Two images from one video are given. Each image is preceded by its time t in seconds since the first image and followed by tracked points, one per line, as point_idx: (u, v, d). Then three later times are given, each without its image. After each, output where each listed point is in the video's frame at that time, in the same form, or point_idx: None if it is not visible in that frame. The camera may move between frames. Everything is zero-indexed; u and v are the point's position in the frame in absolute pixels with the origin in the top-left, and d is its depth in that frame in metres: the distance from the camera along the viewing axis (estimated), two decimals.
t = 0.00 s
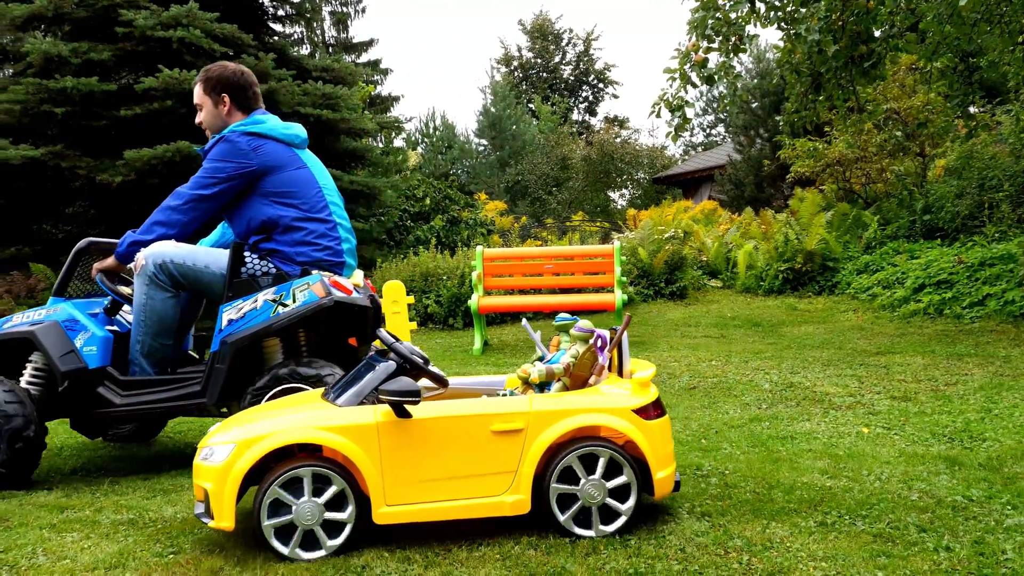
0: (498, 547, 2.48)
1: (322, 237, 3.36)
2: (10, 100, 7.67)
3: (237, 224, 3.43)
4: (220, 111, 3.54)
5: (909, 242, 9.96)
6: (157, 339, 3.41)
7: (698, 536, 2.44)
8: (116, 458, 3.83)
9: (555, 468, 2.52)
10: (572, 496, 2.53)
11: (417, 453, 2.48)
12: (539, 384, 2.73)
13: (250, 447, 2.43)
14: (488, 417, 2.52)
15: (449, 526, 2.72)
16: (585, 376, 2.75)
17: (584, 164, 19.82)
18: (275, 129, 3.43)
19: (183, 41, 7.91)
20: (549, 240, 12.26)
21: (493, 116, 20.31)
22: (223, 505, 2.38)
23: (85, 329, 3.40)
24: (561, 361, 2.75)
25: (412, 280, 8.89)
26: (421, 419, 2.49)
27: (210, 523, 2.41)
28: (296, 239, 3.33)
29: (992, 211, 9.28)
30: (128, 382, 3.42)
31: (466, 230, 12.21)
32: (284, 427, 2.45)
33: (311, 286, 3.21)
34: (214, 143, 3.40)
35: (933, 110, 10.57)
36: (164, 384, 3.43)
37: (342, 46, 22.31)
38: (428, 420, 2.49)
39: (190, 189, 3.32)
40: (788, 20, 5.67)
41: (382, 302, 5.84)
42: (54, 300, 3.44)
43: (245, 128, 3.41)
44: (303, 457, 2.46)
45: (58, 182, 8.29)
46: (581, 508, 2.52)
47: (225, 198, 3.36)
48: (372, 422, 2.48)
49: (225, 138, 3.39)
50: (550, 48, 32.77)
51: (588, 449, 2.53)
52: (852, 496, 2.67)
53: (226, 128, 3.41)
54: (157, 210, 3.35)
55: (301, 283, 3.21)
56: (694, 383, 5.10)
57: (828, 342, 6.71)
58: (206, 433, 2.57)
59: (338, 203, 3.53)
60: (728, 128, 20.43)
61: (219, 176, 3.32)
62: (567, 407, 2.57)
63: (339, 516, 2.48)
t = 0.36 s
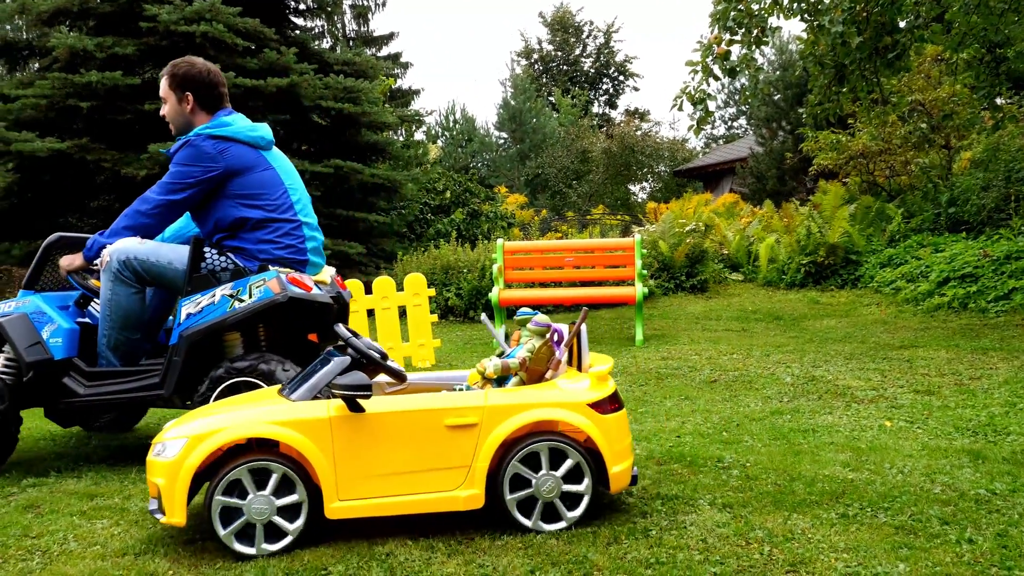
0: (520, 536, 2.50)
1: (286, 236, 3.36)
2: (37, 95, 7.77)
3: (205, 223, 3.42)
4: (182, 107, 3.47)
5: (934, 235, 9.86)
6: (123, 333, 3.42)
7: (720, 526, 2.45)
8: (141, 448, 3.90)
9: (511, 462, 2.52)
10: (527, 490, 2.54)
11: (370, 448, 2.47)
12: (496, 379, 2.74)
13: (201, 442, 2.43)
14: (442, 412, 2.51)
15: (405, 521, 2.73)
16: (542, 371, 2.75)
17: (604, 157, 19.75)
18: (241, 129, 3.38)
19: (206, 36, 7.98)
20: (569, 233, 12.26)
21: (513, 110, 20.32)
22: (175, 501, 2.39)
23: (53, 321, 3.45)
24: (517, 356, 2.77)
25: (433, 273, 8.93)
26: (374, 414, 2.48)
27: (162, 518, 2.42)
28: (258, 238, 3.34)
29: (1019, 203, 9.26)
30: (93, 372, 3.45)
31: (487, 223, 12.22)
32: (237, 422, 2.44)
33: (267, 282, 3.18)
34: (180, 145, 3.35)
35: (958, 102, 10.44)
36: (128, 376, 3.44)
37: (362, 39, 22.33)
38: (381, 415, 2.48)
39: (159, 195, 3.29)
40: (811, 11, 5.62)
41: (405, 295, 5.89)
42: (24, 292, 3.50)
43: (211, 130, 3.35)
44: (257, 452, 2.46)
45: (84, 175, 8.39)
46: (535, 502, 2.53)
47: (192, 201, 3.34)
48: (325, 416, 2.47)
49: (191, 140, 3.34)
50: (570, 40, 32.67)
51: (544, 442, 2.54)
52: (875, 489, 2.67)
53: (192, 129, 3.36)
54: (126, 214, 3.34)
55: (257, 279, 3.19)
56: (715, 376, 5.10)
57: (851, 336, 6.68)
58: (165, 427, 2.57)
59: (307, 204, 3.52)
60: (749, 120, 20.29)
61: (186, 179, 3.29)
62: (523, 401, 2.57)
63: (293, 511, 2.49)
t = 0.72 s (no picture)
0: (523, 530, 2.53)
1: (227, 237, 3.38)
2: (39, 90, 7.77)
3: (148, 221, 3.44)
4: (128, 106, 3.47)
5: (936, 231, 9.85)
6: (63, 331, 3.46)
7: (720, 520, 2.47)
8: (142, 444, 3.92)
9: (432, 466, 2.53)
10: (448, 494, 2.55)
11: (288, 452, 2.47)
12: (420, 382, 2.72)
13: (112, 447, 2.40)
14: (364, 415, 2.52)
15: (328, 526, 2.72)
16: (467, 373, 2.75)
17: (606, 152, 19.71)
18: (185, 130, 3.39)
19: (209, 31, 7.99)
20: (572, 229, 12.25)
21: (516, 106, 20.32)
22: (84, 509, 2.38)
23: None
24: (441, 358, 2.74)
25: (435, 269, 8.95)
26: (291, 418, 2.48)
27: (74, 525, 2.41)
28: (200, 238, 3.36)
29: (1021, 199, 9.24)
30: (32, 370, 3.45)
31: (489, 219, 12.22)
32: (151, 426, 2.42)
33: (206, 282, 3.21)
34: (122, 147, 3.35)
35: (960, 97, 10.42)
36: (70, 374, 3.47)
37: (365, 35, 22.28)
38: (300, 419, 2.48)
39: (103, 196, 3.30)
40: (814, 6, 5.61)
41: (409, 290, 5.89)
42: None
43: (155, 130, 3.36)
44: (171, 457, 2.44)
45: (87, 171, 8.39)
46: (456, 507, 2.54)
47: (136, 202, 3.35)
48: (241, 421, 2.46)
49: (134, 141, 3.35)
50: (573, 36, 32.62)
51: (467, 446, 2.55)
52: (876, 484, 2.68)
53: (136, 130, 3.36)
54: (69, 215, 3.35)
55: (196, 280, 3.22)
56: (717, 372, 5.11)
57: (853, 332, 6.67)
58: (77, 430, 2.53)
59: (252, 206, 3.53)
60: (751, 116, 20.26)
61: (128, 181, 3.29)
62: (446, 406, 2.58)
63: (207, 518, 2.47)
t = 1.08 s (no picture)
0: (515, 524, 2.54)
1: (156, 239, 3.29)
2: (33, 87, 7.74)
3: (77, 221, 3.32)
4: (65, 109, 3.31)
5: (930, 228, 9.89)
6: None
7: (711, 514, 2.49)
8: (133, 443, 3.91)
9: (344, 467, 2.51)
10: (361, 495, 2.53)
11: (192, 459, 2.41)
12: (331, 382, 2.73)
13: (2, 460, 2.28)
14: (271, 418, 2.48)
15: (237, 534, 2.68)
16: (378, 373, 2.76)
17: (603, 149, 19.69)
18: (118, 130, 3.28)
19: (204, 28, 7.97)
20: (568, 226, 12.26)
21: (513, 102, 20.31)
22: None
23: None
24: (353, 358, 2.76)
25: (430, 266, 8.96)
26: (195, 423, 2.42)
27: None
28: (127, 240, 3.27)
29: (1014, 195, 9.27)
30: None
31: (485, 216, 12.22)
32: (46, 435, 2.31)
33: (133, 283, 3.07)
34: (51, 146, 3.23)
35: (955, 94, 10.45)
36: None
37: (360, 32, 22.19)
38: (204, 424, 2.42)
39: (31, 196, 3.18)
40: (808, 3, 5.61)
41: (403, 287, 5.89)
42: None
43: (86, 130, 3.24)
44: (68, 468, 2.34)
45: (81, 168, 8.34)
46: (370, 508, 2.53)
47: (64, 202, 3.23)
48: (142, 428, 2.38)
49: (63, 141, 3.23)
50: (570, 33, 32.63)
51: (379, 446, 2.53)
52: (868, 478, 2.70)
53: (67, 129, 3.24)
54: None
55: (122, 281, 3.07)
56: (712, 368, 5.13)
57: (847, 328, 6.70)
58: None
59: (184, 207, 3.46)
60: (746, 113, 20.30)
61: (56, 181, 3.17)
62: (357, 406, 2.56)
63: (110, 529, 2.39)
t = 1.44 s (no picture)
0: (507, 525, 2.54)
1: (83, 239, 3.10)
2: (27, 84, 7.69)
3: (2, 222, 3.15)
4: None
5: (923, 230, 9.93)
6: None
7: (702, 515, 2.50)
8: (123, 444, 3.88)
9: (311, 469, 2.52)
10: (327, 498, 2.54)
11: (156, 461, 2.40)
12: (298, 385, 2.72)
13: None
14: (237, 421, 2.48)
15: (201, 537, 2.67)
16: (347, 375, 2.77)
17: (597, 149, 19.67)
18: (46, 127, 3.12)
19: (198, 26, 7.95)
20: (562, 226, 12.26)
21: (507, 102, 20.30)
22: None
23: None
24: (321, 361, 2.75)
25: (424, 266, 8.96)
26: (160, 426, 2.41)
27: None
28: (54, 241, 3.07)
29: (1006, 198, 9.30)
30: None
31: (479, 215, 12.20)
32: (5, 438, 2.27)
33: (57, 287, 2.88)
34: None
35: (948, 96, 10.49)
36: None
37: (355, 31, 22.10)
38: (169, 426, 2.41)
39: None
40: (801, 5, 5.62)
41: (396, 287, 5.89)
42: None
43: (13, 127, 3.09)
44: (29, 471, 2.30)
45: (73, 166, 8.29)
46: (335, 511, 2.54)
47: None
48: (106, 430, 2.36)
49: None
50: (565, 33, 32.64)
51: (347, 450, 2.54)
52: (860, 479, 2.71)
53: None
54: None
55: (47, 285, 2.88)
56: (705, 369, 5.13)
57: (839, 330, 6.72)
58: None
59: (115, 208, 3.27)
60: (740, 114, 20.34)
61: None
62: (325, 408, 2.56)
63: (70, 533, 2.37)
